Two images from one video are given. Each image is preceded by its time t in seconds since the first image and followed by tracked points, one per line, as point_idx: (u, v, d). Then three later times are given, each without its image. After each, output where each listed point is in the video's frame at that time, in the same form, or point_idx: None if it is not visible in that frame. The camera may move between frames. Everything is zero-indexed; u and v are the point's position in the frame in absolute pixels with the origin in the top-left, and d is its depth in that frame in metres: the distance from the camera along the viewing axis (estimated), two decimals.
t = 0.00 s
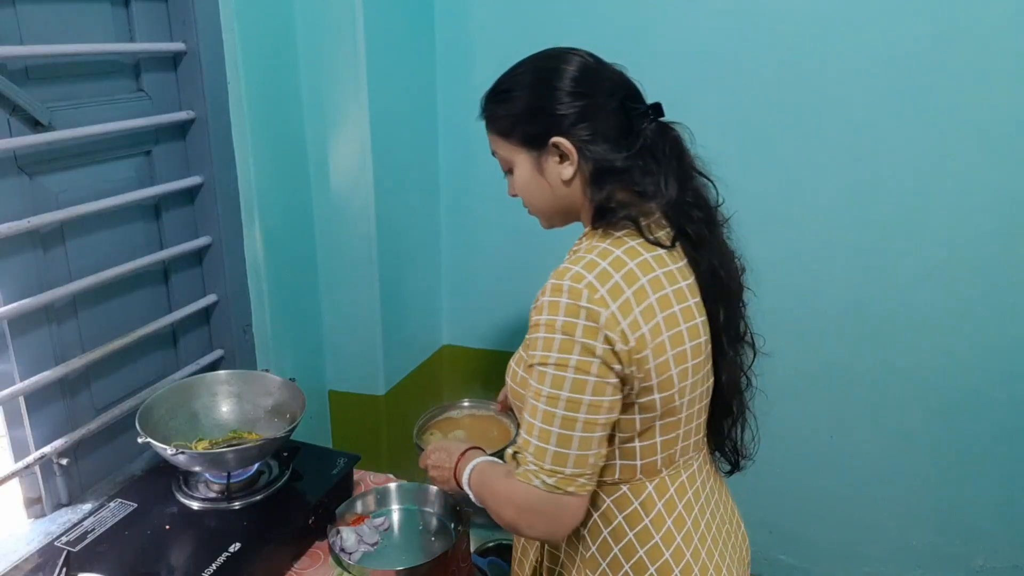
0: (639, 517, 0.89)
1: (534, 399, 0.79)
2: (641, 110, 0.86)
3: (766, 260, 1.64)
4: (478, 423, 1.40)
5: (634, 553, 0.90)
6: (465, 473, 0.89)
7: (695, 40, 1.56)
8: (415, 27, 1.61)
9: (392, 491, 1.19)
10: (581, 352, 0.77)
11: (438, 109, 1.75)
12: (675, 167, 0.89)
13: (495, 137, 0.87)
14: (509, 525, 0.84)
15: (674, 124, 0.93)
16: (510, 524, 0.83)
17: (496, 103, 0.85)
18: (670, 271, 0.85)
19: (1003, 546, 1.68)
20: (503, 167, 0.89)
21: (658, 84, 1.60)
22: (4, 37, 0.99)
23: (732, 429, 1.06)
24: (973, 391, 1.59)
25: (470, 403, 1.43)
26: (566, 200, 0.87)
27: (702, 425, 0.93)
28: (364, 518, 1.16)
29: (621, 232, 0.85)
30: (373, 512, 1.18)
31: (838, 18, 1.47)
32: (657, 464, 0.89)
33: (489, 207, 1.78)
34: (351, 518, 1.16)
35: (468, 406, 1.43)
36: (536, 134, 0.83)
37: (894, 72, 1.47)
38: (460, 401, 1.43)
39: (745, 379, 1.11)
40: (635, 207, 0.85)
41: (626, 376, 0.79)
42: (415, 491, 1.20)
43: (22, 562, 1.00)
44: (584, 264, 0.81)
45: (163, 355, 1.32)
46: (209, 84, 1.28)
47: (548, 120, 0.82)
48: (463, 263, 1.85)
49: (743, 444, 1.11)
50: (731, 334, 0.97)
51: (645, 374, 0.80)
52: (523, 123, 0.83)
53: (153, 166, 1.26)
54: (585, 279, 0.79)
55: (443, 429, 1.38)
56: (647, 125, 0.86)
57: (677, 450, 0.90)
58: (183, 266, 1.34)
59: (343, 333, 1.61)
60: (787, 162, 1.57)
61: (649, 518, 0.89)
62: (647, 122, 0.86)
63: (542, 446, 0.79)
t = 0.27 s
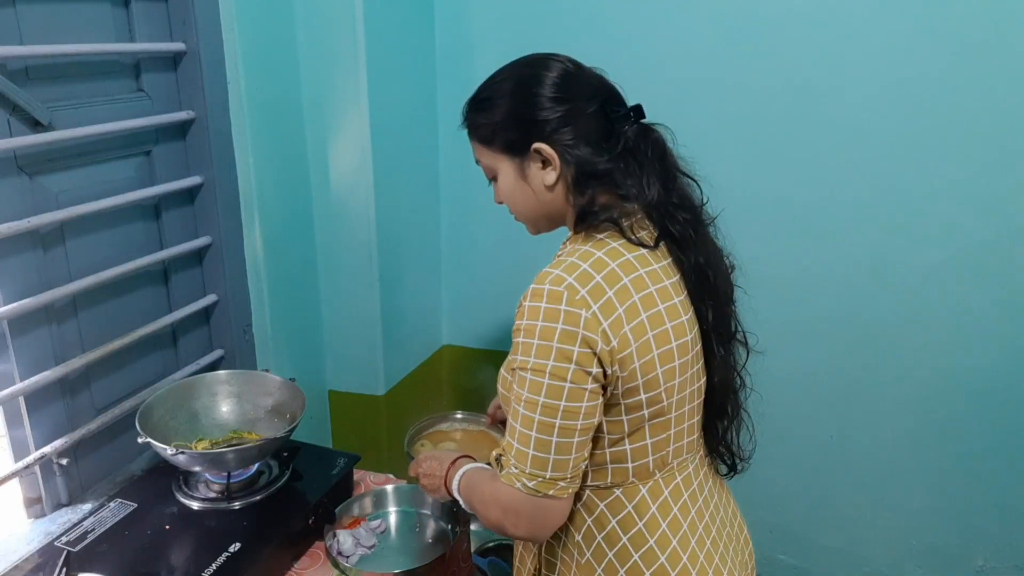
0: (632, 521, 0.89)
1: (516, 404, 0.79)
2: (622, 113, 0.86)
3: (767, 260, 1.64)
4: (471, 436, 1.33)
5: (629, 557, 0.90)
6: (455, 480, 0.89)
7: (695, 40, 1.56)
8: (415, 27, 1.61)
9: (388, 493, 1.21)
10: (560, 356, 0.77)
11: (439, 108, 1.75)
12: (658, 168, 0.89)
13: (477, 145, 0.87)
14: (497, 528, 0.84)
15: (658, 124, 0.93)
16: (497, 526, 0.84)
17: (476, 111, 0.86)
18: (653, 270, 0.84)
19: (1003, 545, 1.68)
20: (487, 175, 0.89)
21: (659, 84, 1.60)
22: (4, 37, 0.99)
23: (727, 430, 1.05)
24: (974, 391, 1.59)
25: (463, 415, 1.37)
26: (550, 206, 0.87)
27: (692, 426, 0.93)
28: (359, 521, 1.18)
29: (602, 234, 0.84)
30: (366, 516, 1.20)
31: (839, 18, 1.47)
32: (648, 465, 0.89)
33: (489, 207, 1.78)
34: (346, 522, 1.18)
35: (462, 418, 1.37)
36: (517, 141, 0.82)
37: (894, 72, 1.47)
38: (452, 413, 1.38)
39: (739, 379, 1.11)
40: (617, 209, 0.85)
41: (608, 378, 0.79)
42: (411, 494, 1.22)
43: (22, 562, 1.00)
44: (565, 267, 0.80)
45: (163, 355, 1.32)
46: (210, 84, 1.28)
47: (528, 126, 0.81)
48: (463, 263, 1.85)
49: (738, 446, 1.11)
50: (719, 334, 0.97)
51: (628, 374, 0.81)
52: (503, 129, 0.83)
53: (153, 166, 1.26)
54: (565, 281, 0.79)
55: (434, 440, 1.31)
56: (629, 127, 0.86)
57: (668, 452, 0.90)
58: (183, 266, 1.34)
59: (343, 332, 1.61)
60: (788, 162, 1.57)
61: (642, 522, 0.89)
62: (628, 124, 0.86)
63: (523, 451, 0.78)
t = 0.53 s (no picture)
0: (638, 524, 0.89)
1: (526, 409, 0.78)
2: (618, 113, 0.86)
3: (767, 260, 1.64)
4: (450, 452, 1.35)
5: (636, 561, 0.90)
6: (440, 494, 0.91)
7: (695, 40, 1.56)
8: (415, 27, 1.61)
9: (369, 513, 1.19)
10: (572, 359, 0.76)
11: (438, 108, 1.75)
12: (656, 169, 0.90)
13: (472, 146, 0.87)
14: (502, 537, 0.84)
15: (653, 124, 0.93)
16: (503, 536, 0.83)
17: (470, 113, 0.86)
18: (659, 270, 0.85)
19: (1002, 546, 1.68)
20: (482, 177, 0.89)
21: (659, 83, 1.60)
22: (4, 37, 0.99)
23: (725, 429, 1.06)
24: (973, 392, 1.59)
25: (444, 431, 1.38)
26: (547, 207, 0.87)
27: (694, 427, 0.93)
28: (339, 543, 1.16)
29: (605, 235, 0.84)
30: (344, 537, 1.18)
31: (839, 18, 1.47)
32: (654, 468, 0.89)
33: (489, 207, 1.78)
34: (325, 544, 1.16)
35: (443, 435, 1.39)
36: (514, 142, 0.82)
37: (894, 72, 1.47)
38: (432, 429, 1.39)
39: (734, 377, 1.12)
40: (618, 210, 0.85)
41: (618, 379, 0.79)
42: (393, 513, 1.20)
43: (22, 562, 1.00)
44: (573, 269, 0.80)
45: (163, 355, 1.32)
46: (209, 84, 1.28)
47: (526, 126, 0.81)
48: (462, 263, 1.85)
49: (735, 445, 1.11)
50: (717, 334, 0.97)
51: (638, 375, 0.80)
52: (500, 130, 0.83)
53: (153, 166, 1.26)
54: (574, 283, 0.78)
55: (413, 457, 1.33)
56: (625, 128, 0.86)
57: (672, 453, 0.90)
58: (183, 266, 1.34)
59: (343, 332, 1.61)
60: (788, 162, 1.57)
61: (648, 525, 0.89)
62: (624, 125, 0.86)
63: (535, 457, 0.77)
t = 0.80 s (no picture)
0: (644, 528, 0.89)
1: (529, 412, 0.78)
2: (619, 114, 0.85)
3: (767, 260, 1.64)
4: (438, 469, 1.36)
5: (642, 564, 0.90)
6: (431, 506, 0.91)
7: (695, 40, 1.56)
8: (415, 28, 1.61)
9: (360, 521, 1.15)
10: (574, 361, 0.76)
11: (438, 109, 1.75)
12: (656, 170, 0.90)
13: (472, 146, 0.87)
14: (498, 538, 0.84)
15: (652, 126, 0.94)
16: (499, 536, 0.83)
17: (470, 112, 0.85)
18: (663, 271, 0.85)
19: (1003, 546, 1.68)
20: (482, 177, 0.89)
21: (658, 83, 1.60)
22: (4, 37, 0.99)
23: (725, 430, 1.06)
24: (974, 392, 1.59)
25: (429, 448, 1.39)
26: (547, 208, 0.87)
27: (696, 429, 0.93)
28: (326, 555, 1.12)
29: (609, 236, 0.84)
30: (332, 550, 1.14)
31: (839, 18, 1.47)
32: (658, 470, 0.89)
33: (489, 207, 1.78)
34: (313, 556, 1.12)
35: (428, 452, 1.39)
36: (516, 142, 0.82)
37: (894, 72, 1.47)
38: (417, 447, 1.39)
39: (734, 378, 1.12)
40: (622, 211, 0.85)
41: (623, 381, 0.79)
42: (385, 523, 1.16)
43: (22, 562, 1.00)
44: (576, 270, 0.80)
45: (163, 355, 1.32)
46: (209, 84, 1.28)
47: (527, 126, 0.81)
48: (462, 263, 1.85)
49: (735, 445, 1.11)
50: (717, 335, 0.97)
51: (643, 377, 0.81)
52: (500, 130, 0.83)
53: (153, 166, 1.26)
54: (579, 284, 0.78)
55: (399, 475, 1.33)
56: (625, 128, 0.86)
57: (676, 455, 0.90)
58: (183, 267, 1.34)
59: (343, 333, 1.61)
60: (788, 162, 1.57)
61: (653, 528, 0.89)
62: (625, 126, 0.86)
63: (538, 461, 0.77)
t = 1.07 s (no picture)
0: (640, 528, 0.89)
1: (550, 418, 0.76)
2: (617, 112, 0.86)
3: (767, 260, 1.64)
4: (436, 468, 1.32)
5: (637, 564, 0.90)
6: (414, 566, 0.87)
7: (695, 40, 1.56)
8: (414, 27, 1.61)
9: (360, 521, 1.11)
10: (600, 361, 0.75)
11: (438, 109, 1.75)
12: (654, 168, 0.90)
13: (472, 141, 0.86)
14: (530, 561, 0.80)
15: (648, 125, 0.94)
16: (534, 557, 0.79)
17: (469, 108, 0.85)
18: (663, 273, 0.85)
19: (1003, 546, 1.68)
20: (480, 174, 0.88)
21: (658, 83, 1.60)
22: (3, 37, 0.99)
23: (723, 429, 1.05)
24: (974, 392, 1.59)
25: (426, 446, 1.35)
26: (550, 204, 0.85)
27: (694, 430, 0.93)
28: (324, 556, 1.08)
29: (610, 236, 0.84)
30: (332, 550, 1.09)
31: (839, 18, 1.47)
32: (656, 471, 0.89)
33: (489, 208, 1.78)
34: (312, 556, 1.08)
35: (425, 452, 1.35)
36: (520, 135, 0.82)
37: (894, 73, 1.47)
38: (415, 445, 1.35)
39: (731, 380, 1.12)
40: (622, 208, 0.85)
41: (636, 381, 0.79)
42: (386, 522, 1.12)
43: (21, 562, 1.00)
44: (582, 273, 0.79)
45: (163, 355, 1.32)
46: (209, 84, 1.28)
47: (529, 119, 0.81)
48: (462, 264, 1.85)
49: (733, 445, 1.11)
50: (715, 333, 0.97)
51: (650, 378, 0.81)
52: (503, 123, 0.82)
53: (153, 166, 1.26)
54: (586, 288, 0.78)
55: (398, 475, 1.30)
56: (624, 125, 0.86)
57: (674, 456, 0.90)
58: (183, 267, 1.34)
59: (342, 333, 1.61)
60: (787, 163, 1.57)
61: (650, 528, 0.89)
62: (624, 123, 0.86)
63: (565, 466, 0.76)
